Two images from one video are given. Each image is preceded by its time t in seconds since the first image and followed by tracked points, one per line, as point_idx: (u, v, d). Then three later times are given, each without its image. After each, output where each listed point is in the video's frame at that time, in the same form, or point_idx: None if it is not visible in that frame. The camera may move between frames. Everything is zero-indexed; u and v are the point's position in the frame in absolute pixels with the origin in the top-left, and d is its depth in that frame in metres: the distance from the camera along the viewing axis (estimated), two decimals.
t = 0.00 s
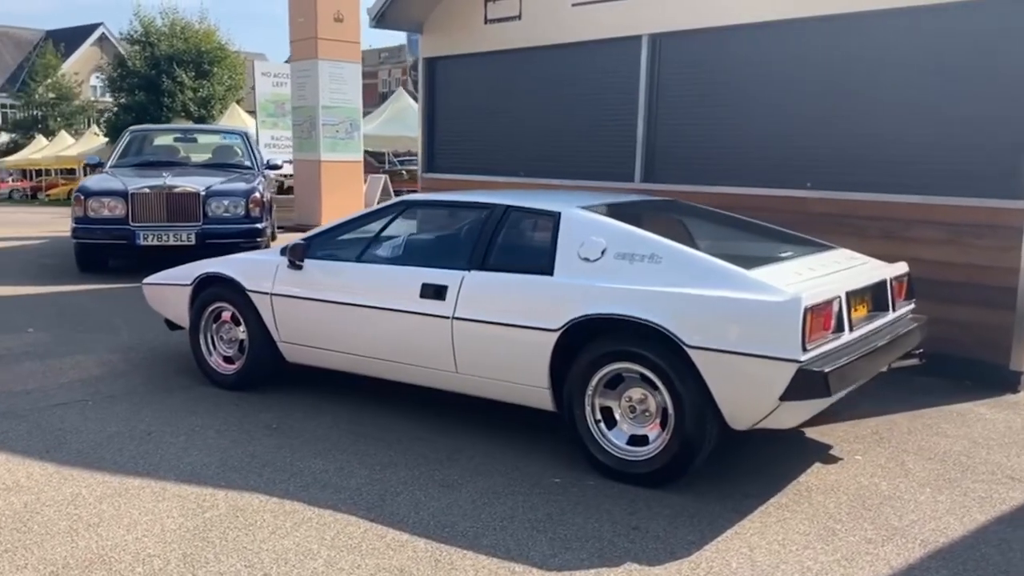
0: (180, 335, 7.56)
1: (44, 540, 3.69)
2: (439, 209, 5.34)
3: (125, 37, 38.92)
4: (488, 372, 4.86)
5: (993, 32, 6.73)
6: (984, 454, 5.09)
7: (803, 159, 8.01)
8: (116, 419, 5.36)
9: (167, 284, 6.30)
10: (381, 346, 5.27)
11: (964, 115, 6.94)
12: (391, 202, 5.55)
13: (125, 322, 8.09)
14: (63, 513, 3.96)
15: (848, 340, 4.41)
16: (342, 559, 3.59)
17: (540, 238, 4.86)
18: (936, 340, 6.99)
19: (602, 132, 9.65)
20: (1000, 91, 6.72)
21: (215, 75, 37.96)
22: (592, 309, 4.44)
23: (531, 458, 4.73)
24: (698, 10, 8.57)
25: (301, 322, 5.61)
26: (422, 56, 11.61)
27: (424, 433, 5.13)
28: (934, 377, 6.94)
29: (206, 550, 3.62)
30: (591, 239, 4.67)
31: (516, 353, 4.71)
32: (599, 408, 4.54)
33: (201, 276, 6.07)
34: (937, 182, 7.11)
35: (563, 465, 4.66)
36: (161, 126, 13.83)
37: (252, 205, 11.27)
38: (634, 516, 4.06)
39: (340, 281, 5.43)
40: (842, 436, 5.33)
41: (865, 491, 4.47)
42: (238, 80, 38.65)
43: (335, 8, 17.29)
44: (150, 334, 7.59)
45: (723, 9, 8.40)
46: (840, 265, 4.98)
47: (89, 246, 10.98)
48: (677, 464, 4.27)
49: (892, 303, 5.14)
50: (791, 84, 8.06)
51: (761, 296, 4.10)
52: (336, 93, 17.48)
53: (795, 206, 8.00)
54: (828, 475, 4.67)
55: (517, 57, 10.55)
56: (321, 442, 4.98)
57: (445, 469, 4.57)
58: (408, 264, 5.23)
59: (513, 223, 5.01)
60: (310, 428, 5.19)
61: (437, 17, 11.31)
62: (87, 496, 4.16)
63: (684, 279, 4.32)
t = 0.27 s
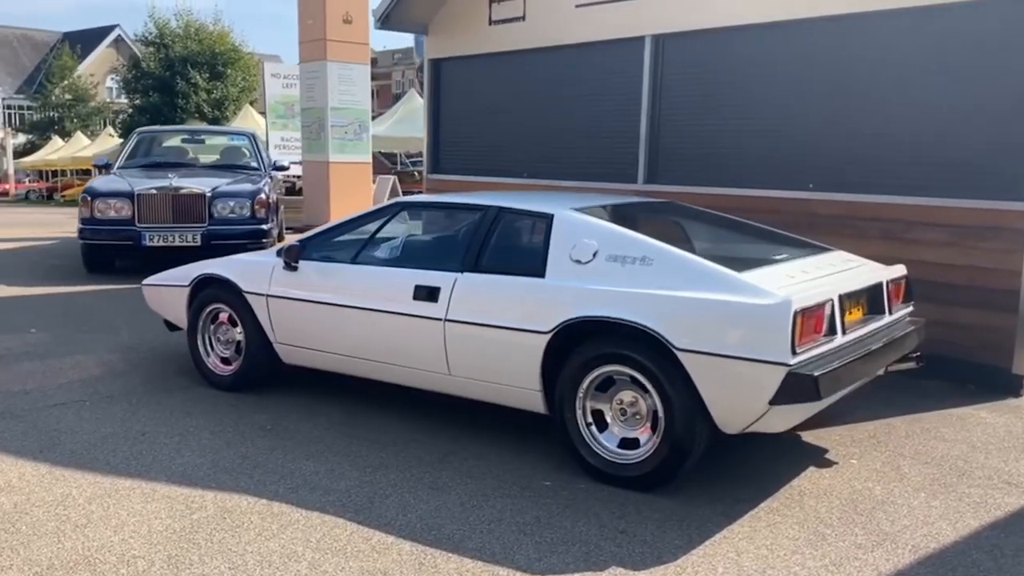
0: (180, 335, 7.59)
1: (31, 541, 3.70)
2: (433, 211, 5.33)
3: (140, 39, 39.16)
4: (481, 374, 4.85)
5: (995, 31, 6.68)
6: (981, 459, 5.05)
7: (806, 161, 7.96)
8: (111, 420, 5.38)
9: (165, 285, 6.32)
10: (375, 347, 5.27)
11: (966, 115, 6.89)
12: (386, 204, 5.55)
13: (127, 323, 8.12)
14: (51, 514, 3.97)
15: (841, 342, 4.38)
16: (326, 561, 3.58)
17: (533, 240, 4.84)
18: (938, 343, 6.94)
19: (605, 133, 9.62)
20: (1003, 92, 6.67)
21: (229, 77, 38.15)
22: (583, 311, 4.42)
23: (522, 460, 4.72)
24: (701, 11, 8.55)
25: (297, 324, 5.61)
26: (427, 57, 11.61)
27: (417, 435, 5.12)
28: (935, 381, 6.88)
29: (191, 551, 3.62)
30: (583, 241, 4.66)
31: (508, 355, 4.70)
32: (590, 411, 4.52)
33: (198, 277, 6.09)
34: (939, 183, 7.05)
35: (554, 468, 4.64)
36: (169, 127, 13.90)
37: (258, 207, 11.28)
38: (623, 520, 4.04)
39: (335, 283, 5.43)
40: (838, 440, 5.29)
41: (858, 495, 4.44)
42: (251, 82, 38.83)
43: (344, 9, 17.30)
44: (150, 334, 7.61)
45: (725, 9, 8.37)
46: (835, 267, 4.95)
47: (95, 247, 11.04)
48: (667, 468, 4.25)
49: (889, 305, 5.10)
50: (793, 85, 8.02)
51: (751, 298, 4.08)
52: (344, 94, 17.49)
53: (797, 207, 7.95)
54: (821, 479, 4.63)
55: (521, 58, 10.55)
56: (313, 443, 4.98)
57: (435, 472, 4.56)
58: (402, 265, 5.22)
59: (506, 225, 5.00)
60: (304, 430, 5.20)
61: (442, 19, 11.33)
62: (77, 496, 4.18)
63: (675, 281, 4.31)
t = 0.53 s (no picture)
0: (182, 334, 7.61)
1: (18, 537, 3.72)
2: (428, 210, 5.32)
3: (157, 40, 39.41)
4: (473, 373, 4.84)
5: (999, 28, 6.61)
6: (979, 461, 4.99)
7: (810, 160, 7.90)
8: (107, 418, 5.40)
9: (164, 283, 6.33)
10: (369, 346, 5.26)
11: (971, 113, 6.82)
12: (382, 202, 5.54)
13: (131, 321, 8.16)
14: (40, 511, 3.98)
15: (834, 342, 4.33)
16: (310, 560, 3.57)
17: (526, 239, 4.83)
18: (941, 344, 6.87)
19: (610, 132, 9.59)
20: (1007, 90, 6.60)
21: (245, 77, 38.33)
22: (574, 311, 4.40)
23: (514, 459, 4.70)
24: (705, 9, 8.51)
25: (292, 322, 5.61)
26: (434, 56, 11.61)
27: (410, 434, 5.11)
28: (939, 382, 6.81)
29: (176, 549, 3.63)
30: (575, 240, 4.63)
31: (500, 354, 4.69)
32: (581, 411, 4.50)
33: (196, 276, 6.10)
34: (943, 182, 6.98)
35: (546, 468, 4.62)
36: (178, 127, 13.92)
37: (265, 207, 11.29)
38: (611, 520, 4.02)
39: (330, 282, 5.43)
40: (835, 441, 5.24)
41: (852, 497, 4.39)
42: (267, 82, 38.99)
43: (354, 9, 17.24)
44: (153, 333, 7.64)
45: (729, 8, 8.33)
46: (832, 267, 4.91)
47: (103, 246, 11.10)
48: (657, 468, 4.23)
49: (887, 305, 5.05)
50: (797, 84, 7.97)
51: (741, 298, 4.04)
52: (354, 94, 17.47)
53: (801, 207, 7.89)
54: (815, 480, 4.59)
55: (527, 57, 10.53)
56: (306, 442, 4.98)
57: (426, 471, 4.55)
58: (397, 264, 5.22)
59: (499, 224, 4.98)
60: (297, 429, 5.19)
61: (448, 18, 11.33)
62: (67, 493, 4.19)
63: (666, 280, 4.28)
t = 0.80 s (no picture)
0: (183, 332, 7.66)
1: (5, 532, 3.75)
2: (421, 209, 5.33)
3: (171, 41, 39.63)
4: (463, 371, 4.86)
5: (1000, 27, 6.58)
6: (971, 462, 4.96)
7: (810, 159, 7.87)
8: (102, 414, 5.44)
9: (161, 281, 6.37)
10: (361, 344, 5.29)
11: (970, 112, 6.78)
12: (374, 201, 5.56)
13: (133, 319, 8.22)
14: (29, 506, 4.02)
15: (821, 341, 4.32)
16: (292, 555, 3.59)
17: (516, 237, 4.84)
18: (940, 344, 6.83)
19: (612, 132, 9.59)
20: (1007, 89, 6.56)
21: (258, 78, 38.49)
22: (561, 309, 4.41)
23: (503, 457, 4.71)
24: (706, 8, 8.49)
25: (287, 321, 5.64)
26: (438, 57, 11.65)
27: (401, 431, 5.13)
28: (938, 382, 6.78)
29: (159, 544, 3.65)
30: (564, 238, 4.64)
31: (488, 352, 4.70)
32: (569, 409, 4.51)
33: (193, 275, 6.14)
34: (942, 182, 6.95)
35: (534, 465, 4.63)
36: (186, 127, 13.98)
37: (269, 206, 11.34)
38: (595, 517, 4.02)
39: (324, 281, 5.45)
40: (827, 440, 5.23)
41: (839, 496, 4.38)
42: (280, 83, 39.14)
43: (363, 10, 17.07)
44: (154, 331, 7.69)
45: (730, 7, 8.31)
46: (822, 265, 4.89)
47: (109, 245, 11.18)
48: (643, 466, 4.23)
49: (878, 304, 5.03)
50: (798, 83, 7.94)
51: (726, 296, 4.04)
52: (362, 95, 17.41)
53: (800, 206, 7.87)
54: (803, 479, 4.58)
55: (530, 57, 10.53)
56: (298, 439, 5.01)
57: (414, 468, 4.57)
58: (389, 263, 5.23)
59: (489, 222, 4.99)
60: (290, 426, 5.22)
61: (452, 18, 11.36)
62: (57, 489, 4.23)
63: (652, 279, 4.28)
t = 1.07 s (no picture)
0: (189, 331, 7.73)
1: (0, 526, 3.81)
2: (419, 209, 5.37)
3: (192, 43, 39.93)
4: (458, 370, 4.89)
5: (1006, 27, 6.54)
6: (968, 464, 4.94)
7: (815, 160, 7.85)
8: (104, 412, 5.51)
9: (165, 279, 6.44)
10: (359, 343, 5.33)
11: (976, 113, 6.75)
12: (374, 202, 5.60)
13: (141, 318, 8.30)
14: (25, 501, 4.09)
15: (813, 342, 4.32)
16: (279, 551, 3.63)
17: (511, 238, 4.86)
18: (944, 346, 6.80)
19: (619, 132, 9.59)
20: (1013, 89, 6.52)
21: (277, 79, 38.71)
22: (553, 309, 4.43)
23: (496, 456, 4.73)
24: (713, 9, 8.49)
25: (286, 319, 5.69)
26: (448, 58, 11.70)
27: (398, 429, 5.17)
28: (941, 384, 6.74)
29: (150, 539, 3.70)
30: (557, 239, 4.67)
31: (482, 351, 4.72)
32: (561, 409, 4.53)
33: (196, 274, 6.20)
34: (947, 183, 6.91)
35: (527, 464, 4.65)
36: (200, 128, 14.07)
37: (280, 206, 11.41)
38: (584, 516, 4.04)
39: (323, 280, 5.50)
40: (824, 441, 5.22)
41: (830, 497, 4.38)
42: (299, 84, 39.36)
43: (378, 11, 17.06)
44: (161, 330, 7.77)
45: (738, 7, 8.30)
46: (818, 266, 4.89)
47: (122, 245, 11.30)
48: (633, 465, 4.24)
49: (875, 305, 5.01)
50: (804, 84, 7.92)
51: (715, 296, 4.05)
52: (376, 96, 17.39)
53: (804, 207, 7.84)
54: (796, 480, 4.58)
55: (538, 58, 10.56)
56: (295, 437, 5.05)
57: (407, 466, 4.60)
58: (386, 263, 5.27)
59: (485, 222, 5.02)
60: (288, 424, 5.27)
61: (462, 20, 11.41)
62: (55, 484, 4.29)
63: (643, 279, 4.30)
